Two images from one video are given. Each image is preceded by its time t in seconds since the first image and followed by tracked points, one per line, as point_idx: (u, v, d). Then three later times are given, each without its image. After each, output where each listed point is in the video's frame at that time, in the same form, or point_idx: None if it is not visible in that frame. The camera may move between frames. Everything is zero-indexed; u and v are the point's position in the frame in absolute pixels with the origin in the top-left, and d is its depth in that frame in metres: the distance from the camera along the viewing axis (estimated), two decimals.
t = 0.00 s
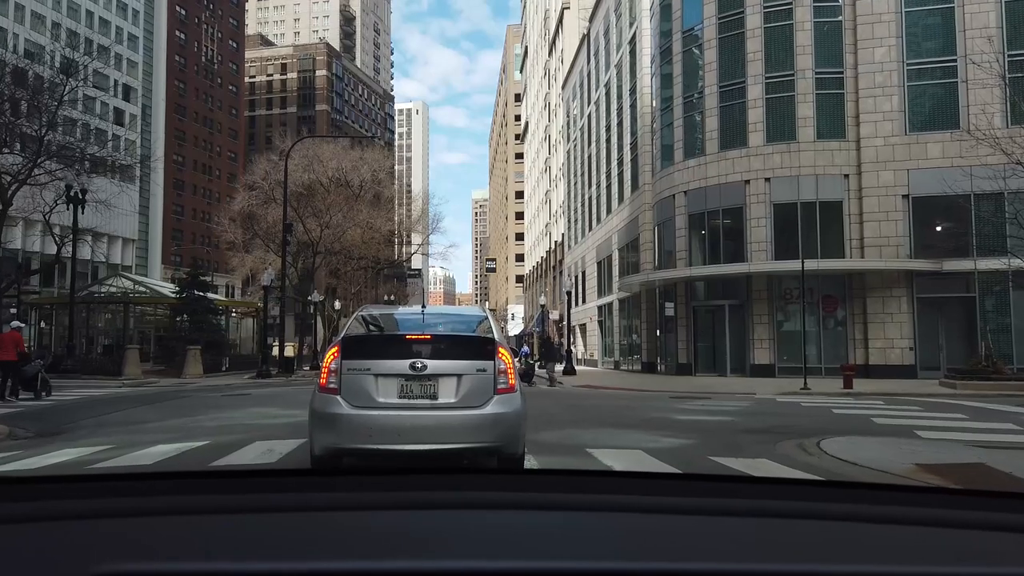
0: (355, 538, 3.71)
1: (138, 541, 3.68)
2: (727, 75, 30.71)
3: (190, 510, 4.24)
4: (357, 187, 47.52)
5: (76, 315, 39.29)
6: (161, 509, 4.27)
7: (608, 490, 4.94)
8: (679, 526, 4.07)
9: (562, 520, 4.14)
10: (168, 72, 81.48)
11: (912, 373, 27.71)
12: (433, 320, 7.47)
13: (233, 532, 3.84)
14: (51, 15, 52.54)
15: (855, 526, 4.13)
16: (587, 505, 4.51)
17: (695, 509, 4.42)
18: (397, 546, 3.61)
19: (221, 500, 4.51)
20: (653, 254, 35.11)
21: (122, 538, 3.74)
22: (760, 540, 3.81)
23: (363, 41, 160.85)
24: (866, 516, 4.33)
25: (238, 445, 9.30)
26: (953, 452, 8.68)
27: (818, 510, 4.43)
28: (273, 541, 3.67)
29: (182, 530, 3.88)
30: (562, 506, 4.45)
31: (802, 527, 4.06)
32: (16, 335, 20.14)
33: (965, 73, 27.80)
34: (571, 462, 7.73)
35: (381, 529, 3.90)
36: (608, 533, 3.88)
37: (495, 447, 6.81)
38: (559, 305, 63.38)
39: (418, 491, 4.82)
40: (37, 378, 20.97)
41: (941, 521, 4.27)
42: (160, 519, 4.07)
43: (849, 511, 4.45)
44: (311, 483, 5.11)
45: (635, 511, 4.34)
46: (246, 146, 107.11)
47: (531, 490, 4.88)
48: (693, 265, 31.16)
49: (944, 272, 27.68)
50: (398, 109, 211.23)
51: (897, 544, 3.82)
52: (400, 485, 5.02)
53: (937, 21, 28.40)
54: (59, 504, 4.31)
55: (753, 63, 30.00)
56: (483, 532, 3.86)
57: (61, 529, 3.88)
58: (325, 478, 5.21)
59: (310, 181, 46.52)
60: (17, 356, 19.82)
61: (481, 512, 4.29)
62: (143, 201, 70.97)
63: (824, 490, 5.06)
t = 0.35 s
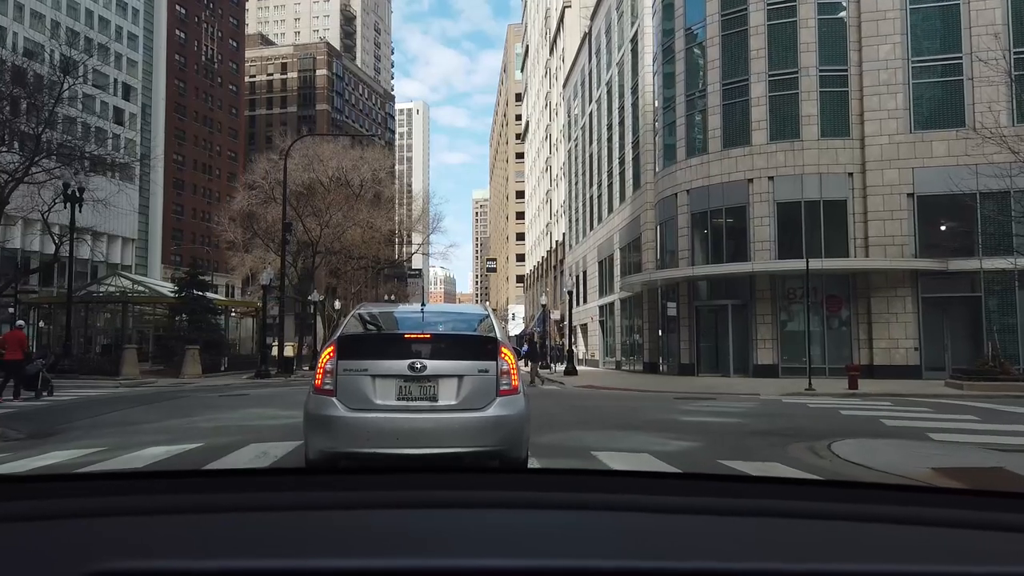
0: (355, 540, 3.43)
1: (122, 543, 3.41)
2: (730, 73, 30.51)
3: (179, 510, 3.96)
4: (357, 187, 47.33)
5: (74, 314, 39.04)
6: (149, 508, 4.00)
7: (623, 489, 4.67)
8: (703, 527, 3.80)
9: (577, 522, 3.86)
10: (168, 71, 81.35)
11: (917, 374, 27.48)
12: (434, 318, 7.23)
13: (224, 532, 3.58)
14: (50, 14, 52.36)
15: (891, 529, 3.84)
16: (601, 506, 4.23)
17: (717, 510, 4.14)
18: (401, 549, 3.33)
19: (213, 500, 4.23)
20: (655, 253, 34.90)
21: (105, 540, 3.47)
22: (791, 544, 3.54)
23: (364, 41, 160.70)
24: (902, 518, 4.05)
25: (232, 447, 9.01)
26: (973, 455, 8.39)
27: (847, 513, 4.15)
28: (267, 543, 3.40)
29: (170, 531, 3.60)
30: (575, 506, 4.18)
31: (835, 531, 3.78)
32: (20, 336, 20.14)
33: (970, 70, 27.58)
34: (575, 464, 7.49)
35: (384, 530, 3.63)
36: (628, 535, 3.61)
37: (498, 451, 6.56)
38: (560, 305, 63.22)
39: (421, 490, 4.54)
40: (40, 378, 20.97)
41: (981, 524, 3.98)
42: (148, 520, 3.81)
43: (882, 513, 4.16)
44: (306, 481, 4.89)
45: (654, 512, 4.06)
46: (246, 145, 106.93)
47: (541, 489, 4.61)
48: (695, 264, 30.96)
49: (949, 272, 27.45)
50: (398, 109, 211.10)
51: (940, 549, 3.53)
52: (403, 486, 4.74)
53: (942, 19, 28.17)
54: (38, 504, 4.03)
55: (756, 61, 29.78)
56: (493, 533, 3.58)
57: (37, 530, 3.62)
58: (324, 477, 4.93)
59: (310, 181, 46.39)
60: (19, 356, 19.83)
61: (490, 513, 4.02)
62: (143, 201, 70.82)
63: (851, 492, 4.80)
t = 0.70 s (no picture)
0: (356, 545, 3.41)
1: (125, 549, 3.39)
2: (733, 70, 30.31)
3: (177, 510, 3.93)
4: (357, 186, 47.10)
5: (73, 314, 38.92)
6: (148, 509, 3.96)
7: (626, 488, 4.60)
8: (704, 530, 3.75)
9: (580, 523, 3.82)
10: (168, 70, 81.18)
11: (921, 373, 27.26)
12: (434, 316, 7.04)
13: (226, 535, 3.56)
14: (50, 12, 52.18)
15: (900, 534, 3.79)
16: (605, 505, 4.18)
17: (722, 511, 4.08)
18: (403, 557, 3.29)
19: (215, 497, 4.21)
20: (657, 252, 34.70)
21: (108, 543, 3.45)
22: (798, 550, 3.48)
23: (364, 40, 160.59)
24: (910, 521, 3.98)
25: (231, 447, 8.91)
26: (982, 457, 8.27)
27: (857, 514, 4.09)
28: (268, 550, 3.35)
29: (174, 534, 3.59)
30: (577, 506, 4.13)
31: (840, 535, 3.74)
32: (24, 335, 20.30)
33: (975, 67, 27.35)
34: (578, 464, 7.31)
35: (385, 533, 3.60)
36: (631, 540, 3.56)
37: (500, 454, 6.35)
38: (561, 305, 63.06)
39: (422, 488, 4.49)
40: (42, 377, 21.02)
41: (994, 529, 3.92)
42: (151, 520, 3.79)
43: (891, 515, 4.10)
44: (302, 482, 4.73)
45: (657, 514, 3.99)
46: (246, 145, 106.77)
47: (542, 487, 4.56)
48: (698, 263, 30.75)
49: (954, 271, 27.24)
50: (398, 109, 210.96)
51: (949, 558, 3.48)
52: (402, 482, 4.67)
53: (947, 16, 27.95)
54: (40, 502, 4.00)
55: (759, 58, 29.59)
56: (494, 538, 3.54)
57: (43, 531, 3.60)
58: (324, 474, 4.87)
59: (311, 180, 46.26)
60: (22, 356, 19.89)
61: (492, 514, 3.97)
62: (143, 200, 70.65)
63: (866, 495, 4.65)
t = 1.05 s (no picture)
0: (356, 543, 3.23)
1: (111, 547, 3.20)
2: (735, 67, 30.16)
3: (168, 508, 3.73)
4: (357, 184, 46.94)
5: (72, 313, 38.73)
6: (138, 506, 3.77)
7: (634, 487, 4.41)
8: (722, 529, 3.57)
9: (590, 521, 3.64)
10: (167, 69, 81.04)
11: (924, 372, 27.10)
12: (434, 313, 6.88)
13: (221, 533, 3.37)
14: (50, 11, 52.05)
15: (927, 533, 3.61)
16: (616, 501, 4.00)
17: (739, 510, 3.90)
18: (400, 557, 3.10)
19: (208, 495, 4.01)
20: (658, 250, 34.56)
21: (95, 541, 3.27)
22: (821, 548, 3.31)
23: (365, 39, 160.41)
24: (936, 520, 3.81)
25: (226, 448, 8.69)
26: (997, 457, 8.06)
27: (877, 513, 3.90)
28: (262, 549, 3.17)
29: (165, 532, 3.40)
30: (587, 503, 3.95)
31: (864, 533, 3.56)
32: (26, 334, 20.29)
33: (980, 64, 27.12)
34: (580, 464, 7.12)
35: (386, 532, 3.41)
36: (644, 539, 3.39)
37: (502, 456, 6.17)
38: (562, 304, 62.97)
39: (424, 486, 4.30)
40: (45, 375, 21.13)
41: None
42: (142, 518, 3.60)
43: (916, 514, 3.91)
44: (296, 477, 4.53)
45: (671, 512, 3.82)
46: (247, 143, 106.65)
47: (549, 485, 4.38)
48: (699, 262, 30.59)
49: (958, 269, 27.07)
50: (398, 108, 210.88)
51: (984, 558, 3.29)
52: (402, 481, 4.48)
53: (951, 12, 27.75)
54: (25, 500, 3.82)
55: (761, 55, 29.42)
56: (502, 536, 3.36)
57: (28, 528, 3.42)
58: (322, 472, 4.68)
59: (311, 179, 46.15)
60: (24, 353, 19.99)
61: (499, 512, 3.79)
62: (143, 199, 70.51)
63: (882, 493, 4.46)
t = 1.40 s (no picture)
0: (358, 543, 3.08)
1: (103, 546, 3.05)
2: (738, 64, 29.99)
3: (159, 505, 3.55)
4: (358, 182, 46.71)
5: (72, 310, 38.59)
6: (129, 503, 3.61)
7: (642, 485, 4.24)
8: (739, 527, 3.43)
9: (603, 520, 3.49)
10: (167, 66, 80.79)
11: (927, 371, 26.94)
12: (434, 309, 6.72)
13: (217, 532, 3.21)
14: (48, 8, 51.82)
15: (955, 531, 3.44)
16: (627, 498, 3.84)
17: (753, 509, 3.73)
18: (399, 558, 2.94)
19: (201, 493, 3.85)
20: (659, 249, 34.41)
21: (88, 540, 3.12)
22: (844, 549, 3.15)
23: (365, 36, 160.00)
24: (963, 517, 3.65)
25: (222, 447, 8.49)
26: (1010, 457, 7.87)
27: (897, 512, 3.74)
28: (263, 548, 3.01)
29: (159, 529, 3.25)
30: (597, 497, 3.80)
31: (888, 530, 3.40)
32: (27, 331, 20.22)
33: (984, 60, 26.90)
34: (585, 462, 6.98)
35: (384, 532, 3.24)
36: (656, 536, 3.24)
37: (504, 457, 6.01)
38: (563, 302, 62.84)
39: (426, 483, 4.14)
40: (48, 373, 21.17)
41: None
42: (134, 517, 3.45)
43: (941, 512, 3.75)
44: (291, 474, 4.37)
45: (685, 508, 3.66)
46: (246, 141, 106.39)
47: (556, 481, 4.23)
48: (701, 260, 30.41)
49: (961, 267, 26.93)
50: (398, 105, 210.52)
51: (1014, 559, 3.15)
52: (403, 479, 4.30)
53: (954, 8, 27.57)
54: (8, 500, 3.64)
55: (764, 51, 29.29)
56: (508, 535, 3.22)
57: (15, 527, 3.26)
58: (318, 470, 4.52)
59: (312, 176, 45.97)
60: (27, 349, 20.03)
61: (504, 512, 3.63)
62: (143, 197, 70.30)
63: (898, 492, 4.30)
